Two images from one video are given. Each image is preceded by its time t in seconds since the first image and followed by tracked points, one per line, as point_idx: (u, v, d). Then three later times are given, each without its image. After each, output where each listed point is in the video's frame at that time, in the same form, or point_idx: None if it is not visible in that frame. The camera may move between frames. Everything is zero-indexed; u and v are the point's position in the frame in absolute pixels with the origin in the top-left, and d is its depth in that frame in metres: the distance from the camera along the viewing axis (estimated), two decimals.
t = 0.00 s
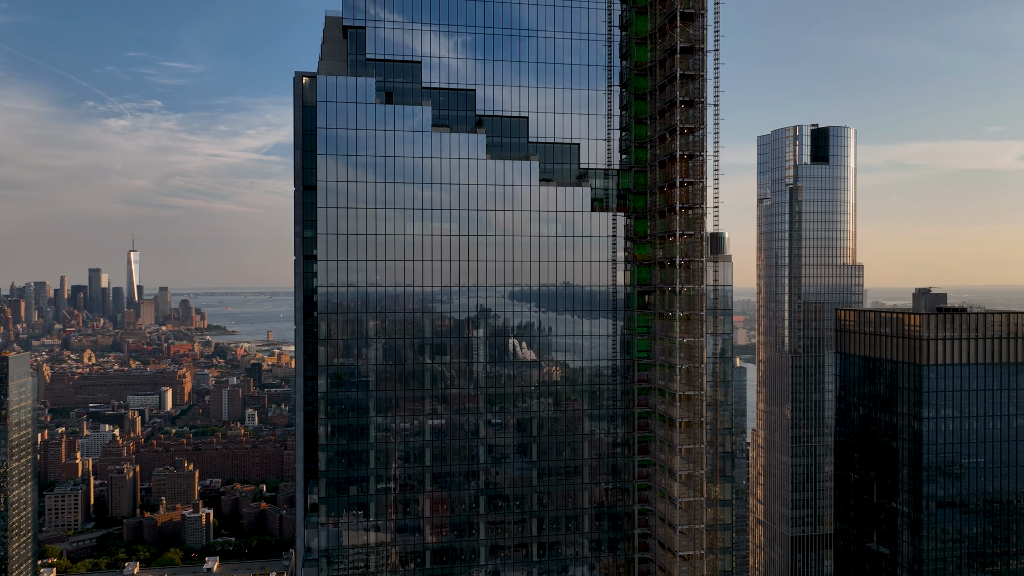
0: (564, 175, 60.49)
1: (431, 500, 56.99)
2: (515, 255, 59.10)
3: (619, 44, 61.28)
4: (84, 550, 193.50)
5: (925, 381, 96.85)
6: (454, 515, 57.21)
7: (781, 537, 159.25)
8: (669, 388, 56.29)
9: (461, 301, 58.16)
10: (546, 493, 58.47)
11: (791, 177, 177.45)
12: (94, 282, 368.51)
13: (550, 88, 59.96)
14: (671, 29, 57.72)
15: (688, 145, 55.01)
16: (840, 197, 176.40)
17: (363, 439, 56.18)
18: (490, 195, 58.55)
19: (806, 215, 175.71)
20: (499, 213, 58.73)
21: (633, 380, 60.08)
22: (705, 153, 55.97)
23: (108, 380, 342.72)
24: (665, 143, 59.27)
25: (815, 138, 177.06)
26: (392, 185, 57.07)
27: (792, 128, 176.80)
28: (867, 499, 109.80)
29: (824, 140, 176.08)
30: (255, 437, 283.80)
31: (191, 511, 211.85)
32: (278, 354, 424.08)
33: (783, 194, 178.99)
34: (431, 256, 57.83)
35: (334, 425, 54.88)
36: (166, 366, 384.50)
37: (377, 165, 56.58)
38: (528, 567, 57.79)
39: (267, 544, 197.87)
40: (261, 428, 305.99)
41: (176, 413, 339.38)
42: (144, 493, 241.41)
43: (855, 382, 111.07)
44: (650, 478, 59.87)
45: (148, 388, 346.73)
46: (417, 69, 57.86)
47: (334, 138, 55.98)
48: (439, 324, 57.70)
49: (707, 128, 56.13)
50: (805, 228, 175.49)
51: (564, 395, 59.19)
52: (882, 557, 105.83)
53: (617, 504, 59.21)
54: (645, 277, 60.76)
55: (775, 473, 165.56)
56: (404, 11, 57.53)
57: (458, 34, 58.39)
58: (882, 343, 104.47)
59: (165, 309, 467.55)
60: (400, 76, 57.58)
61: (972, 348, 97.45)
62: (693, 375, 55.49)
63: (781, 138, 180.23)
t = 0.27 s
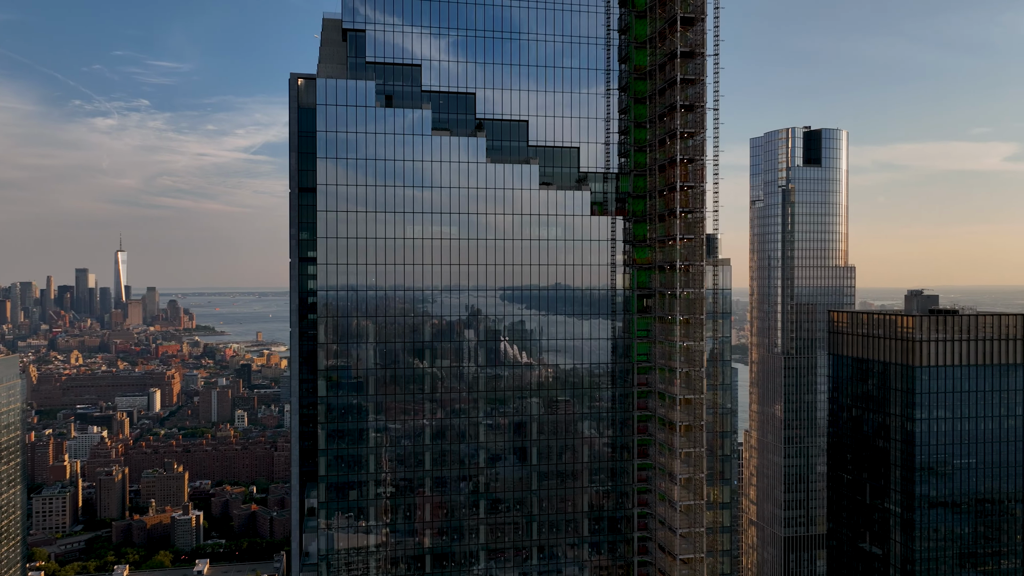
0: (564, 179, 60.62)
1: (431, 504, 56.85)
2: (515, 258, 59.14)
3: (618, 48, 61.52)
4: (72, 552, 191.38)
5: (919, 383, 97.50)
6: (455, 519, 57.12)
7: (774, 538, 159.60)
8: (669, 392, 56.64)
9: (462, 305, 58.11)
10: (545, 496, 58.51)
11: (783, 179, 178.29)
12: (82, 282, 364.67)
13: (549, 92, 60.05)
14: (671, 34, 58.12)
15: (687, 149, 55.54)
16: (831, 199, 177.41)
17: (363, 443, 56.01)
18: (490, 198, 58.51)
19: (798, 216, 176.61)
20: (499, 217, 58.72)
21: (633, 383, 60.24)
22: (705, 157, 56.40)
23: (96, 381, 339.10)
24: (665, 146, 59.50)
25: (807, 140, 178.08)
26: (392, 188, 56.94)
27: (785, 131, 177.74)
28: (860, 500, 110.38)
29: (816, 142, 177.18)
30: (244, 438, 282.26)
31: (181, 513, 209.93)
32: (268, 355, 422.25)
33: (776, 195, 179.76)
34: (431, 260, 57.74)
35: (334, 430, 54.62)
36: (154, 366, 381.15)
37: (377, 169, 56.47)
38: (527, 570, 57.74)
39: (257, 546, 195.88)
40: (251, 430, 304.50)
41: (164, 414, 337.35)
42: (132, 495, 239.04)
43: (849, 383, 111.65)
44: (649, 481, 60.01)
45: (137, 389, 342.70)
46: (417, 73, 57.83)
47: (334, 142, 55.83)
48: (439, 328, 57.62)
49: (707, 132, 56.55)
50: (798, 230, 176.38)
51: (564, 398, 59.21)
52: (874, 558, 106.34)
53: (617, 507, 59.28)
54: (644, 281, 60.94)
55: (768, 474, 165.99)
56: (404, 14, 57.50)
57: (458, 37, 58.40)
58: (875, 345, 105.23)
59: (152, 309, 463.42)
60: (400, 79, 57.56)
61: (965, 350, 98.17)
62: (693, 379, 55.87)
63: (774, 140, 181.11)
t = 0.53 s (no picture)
0: (563, 182, 60.51)
1: (431, 508, 56.71)
2: (515, 262, 59.16)
3: (618, 52, 61.65)
4: (61, 556, 189.13)
5: (911, 385, 98.18)
6: (456, 523, 56.95)
7: (766, 538, 159.90)
8: (669, 396, 56.67)
9: (462, 309, 58.02)
10: (545, 500, 58.49)
11: (776, 181, 179.11)
12: (70, 282, 360.47)
13: (548, 96, 60.08)
14: (670, 38, 58.72)
15: (687, 153, 55.92)
16: (823, 201, 178.21)
17: (362, 448, 55.81)
18: (490, 202, 58.49)
19: (791, 218, 177.48)
20: (499, 220, 58.71)
21: (631, 387, 60.23)
22: (706, 161, 56.69)
23: (83, 382, 335.25)
24: (666, 149, 59.57)
25: (800, 143, 178.91)
26: (392, 192, 56.83)
27: (778, 133, 178.63)
28: (853, 501, 111.02)
29: (809, 145, 178.16)
30: (234, 440, 280.42)
31: (171, 515, 207.80)
32: (257, 356, 420.13)
33: (769, 197, 180.60)
34: (431, 263, 57.64)
35: (333, 434, 54.41)
36: (143, 368, 377.69)
37: (377, 173, 56.32)
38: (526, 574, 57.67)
39: (247, 547, 193.65)
40: (240, 431, 302.64)
41: (153, 417, 334.15)
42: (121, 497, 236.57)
43: (844, 385, 112.19)
44: (648, 484, 60.18)
45: (125, 390, 338.89)
46: (417, 76, 57.74)
47: (334, 145, 55.65)
48: (439, 332, 57.52)
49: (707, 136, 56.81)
50: (791, 231, 177.25)
51: (563, 402, 59.24)
52: (867, 558, 106.81)
53: (617, 510, 59.34)
54: (644, 284, 61.05)
55: (761, 475, 166.51)
56: (404, 17, 57.44)
57: (458, 41, 58.34)
58: (868, 346, 106.12)
59: (140, 310, 458.62)
60: (400, 83, 57.51)
61: (959, 351, 98.76)
62: (694, 383, 56.03)
63: (767, 143, 181.96)
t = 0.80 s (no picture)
0: (563, 187, 60.74)
1: (430, 512, 56.52)
2: (516, 266, 59.11)
3: (618, 56, 61.73)
4: (49, 559, 186.93)
5: (904, 386, 99.11)
6: (454, 527, 56.80)
7: (759, 539, 160.17)
8: (669, 400, 57.15)
9: (463, 313, 57.91)
10: (545, 504, 58.45)
11: (769, 183, 179.98)
12: (57, 282, 356.20)
13: (548, 100, 60.14)
14: (671, 43, 59.01)
15: (687, 157, 56.39)
16: (814, 202, 179.22)
17: (362, 452, 55.59)
18: (490, 206, 58.44)
19: (784, 220, 178.35)
20: (500, 224, 58.68)
21: (631, 390, 60.26)
22: (705, 165, 57.36)
23: (70, 384, 330.98)
24: (665, 154, 59.98)
25: (793, 145, 179.74)
26: (393, 195, 56.68)
27: (771, 135, 179.47)
28: (846, 501, 111.83)
29: (802, 147, 179.08)
30: (223, 442, 278.59)
31: (160, 517, 205.52)
32: (247, 356, 417.78)
33: (762, 199, 181.41)
34: (432, 267, 57.50)
35: (333, 439, 54.12)
36: (131, 368, 374.05)
37: (377, 176, 56.18)
38: None
39: (238, 550, 192.04)
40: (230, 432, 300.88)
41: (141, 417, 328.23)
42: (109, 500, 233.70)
43: (839, 386, 112.63)
44: (648, 488, 60.35)
45: (113, 391, 335.21)
46: (417, 79, 57.63)
47: (334, 149, 55.41)
48: (439, 336, 57.39)
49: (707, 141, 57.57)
50: (783, 233, 178.20)
51: (563, 405, 59.27)
52: (860, 559, 107.46)
53: (617, 514, 59.37)
54: (643, 288, 61.11)
55: (754, 476, 167.04)
56: (405, 21, 57.28)
57: (458, 44, 58.27)
58: (860, 348, 107.77)
59: (128, 310, 454.66)
60: (400, 86, 57.45)
61: (952, 352, 99.42)
62: (694, 387, 56.63)
63: (759, 145, 182.72)
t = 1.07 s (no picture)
0: (563, 191, 60.81)
1: (429, 517, 56.35)
2: (516, 270, 59.12)
3: (617, 60, 61.88)
4: (37, 562, 185.21)
5: (897, 387, 99.69)
6: (454, 532, 56.68)
7: (752, 540, 160.52)
8: (669, 403, 57.57)
9: (463, 317, 57.87)
10: (545, 508, 58.46)
11: (762, 185, 180.25)
12: (44, 282, 351.97)
13: (547, 104, 60.21)
14: (671, 47, 59.33)
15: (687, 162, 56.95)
16: (807, 205, 179.44)
17: (362, 456, 55.43)
18: (489, 210, 58.38)
19: (777, 222, 178.79)
20: (500, 228, 58.69)
21: (630, 394, 60.35)
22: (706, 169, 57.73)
23: (57, 385, 327.36)
24: (666, 158, 60.26)
25: (785, 147, 179.76)
26: (393, 200, 56.58)
27: (764, 137, 179.56)
28: (839, 502, 112.61)
29: (794, 148, 179.18)
30: (213, 443, 276.88)
31: (150, 520, 203.57)
32: (235, 357, 415.36)
33: (754, 201, 181.83)
34: (431, 271, 57.37)
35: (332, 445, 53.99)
36: (119, 369, 370.72)
37: (377, 180, 56.07)
38: None
39: (228, 552, 190.58)
40: (218, 433, 299.17)
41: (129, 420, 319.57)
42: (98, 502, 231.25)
43: (834, 388, 113.04)
44: (647, 491, 60.61)
45: (101, 392, 331.28)
46: (416, 82, 57.55)
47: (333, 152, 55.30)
48: (429, 337, 57.06)
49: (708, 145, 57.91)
50: (776, 235, 178.72)
51: (563, 409, 59.31)
52: (854, 559, 108.28)
53: (616, 518, 59.42)
54: (642, 292, 61.37)
55: (747, 477, 167.65)
56: (404, 24, 57.24)
57: (457, 48, 58.22)
58: (853, 349, 108.71)
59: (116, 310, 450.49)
60: (400, 89, 57.36)
61: (945, 354, 100.17)
62: (695, 391, 57.03)
63: (752, 147, 182.78)
